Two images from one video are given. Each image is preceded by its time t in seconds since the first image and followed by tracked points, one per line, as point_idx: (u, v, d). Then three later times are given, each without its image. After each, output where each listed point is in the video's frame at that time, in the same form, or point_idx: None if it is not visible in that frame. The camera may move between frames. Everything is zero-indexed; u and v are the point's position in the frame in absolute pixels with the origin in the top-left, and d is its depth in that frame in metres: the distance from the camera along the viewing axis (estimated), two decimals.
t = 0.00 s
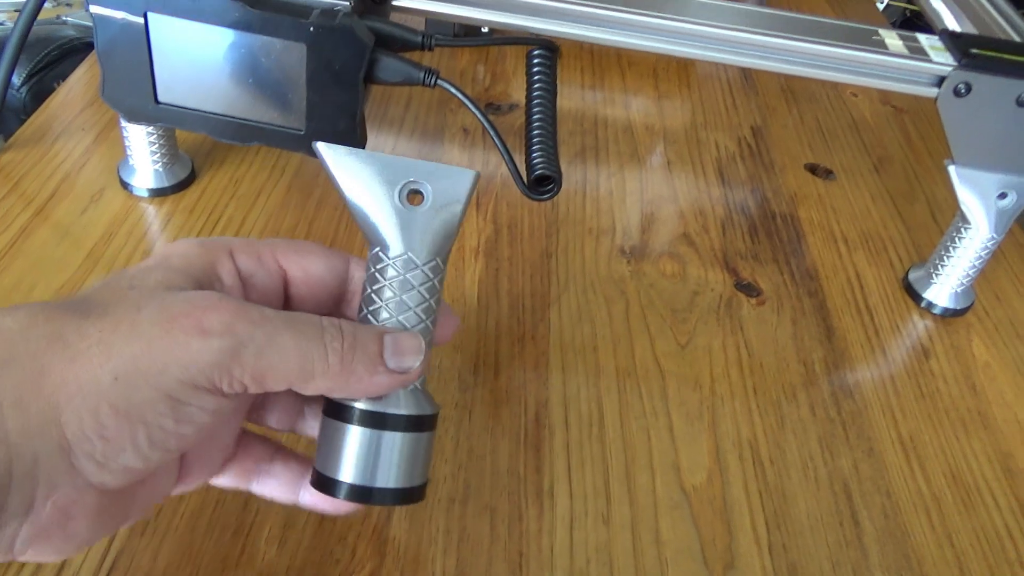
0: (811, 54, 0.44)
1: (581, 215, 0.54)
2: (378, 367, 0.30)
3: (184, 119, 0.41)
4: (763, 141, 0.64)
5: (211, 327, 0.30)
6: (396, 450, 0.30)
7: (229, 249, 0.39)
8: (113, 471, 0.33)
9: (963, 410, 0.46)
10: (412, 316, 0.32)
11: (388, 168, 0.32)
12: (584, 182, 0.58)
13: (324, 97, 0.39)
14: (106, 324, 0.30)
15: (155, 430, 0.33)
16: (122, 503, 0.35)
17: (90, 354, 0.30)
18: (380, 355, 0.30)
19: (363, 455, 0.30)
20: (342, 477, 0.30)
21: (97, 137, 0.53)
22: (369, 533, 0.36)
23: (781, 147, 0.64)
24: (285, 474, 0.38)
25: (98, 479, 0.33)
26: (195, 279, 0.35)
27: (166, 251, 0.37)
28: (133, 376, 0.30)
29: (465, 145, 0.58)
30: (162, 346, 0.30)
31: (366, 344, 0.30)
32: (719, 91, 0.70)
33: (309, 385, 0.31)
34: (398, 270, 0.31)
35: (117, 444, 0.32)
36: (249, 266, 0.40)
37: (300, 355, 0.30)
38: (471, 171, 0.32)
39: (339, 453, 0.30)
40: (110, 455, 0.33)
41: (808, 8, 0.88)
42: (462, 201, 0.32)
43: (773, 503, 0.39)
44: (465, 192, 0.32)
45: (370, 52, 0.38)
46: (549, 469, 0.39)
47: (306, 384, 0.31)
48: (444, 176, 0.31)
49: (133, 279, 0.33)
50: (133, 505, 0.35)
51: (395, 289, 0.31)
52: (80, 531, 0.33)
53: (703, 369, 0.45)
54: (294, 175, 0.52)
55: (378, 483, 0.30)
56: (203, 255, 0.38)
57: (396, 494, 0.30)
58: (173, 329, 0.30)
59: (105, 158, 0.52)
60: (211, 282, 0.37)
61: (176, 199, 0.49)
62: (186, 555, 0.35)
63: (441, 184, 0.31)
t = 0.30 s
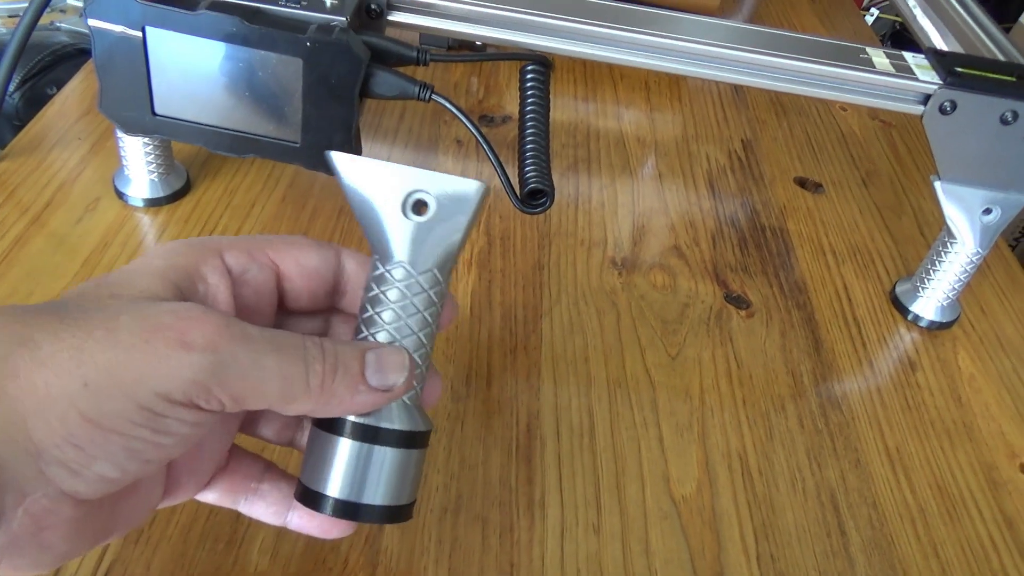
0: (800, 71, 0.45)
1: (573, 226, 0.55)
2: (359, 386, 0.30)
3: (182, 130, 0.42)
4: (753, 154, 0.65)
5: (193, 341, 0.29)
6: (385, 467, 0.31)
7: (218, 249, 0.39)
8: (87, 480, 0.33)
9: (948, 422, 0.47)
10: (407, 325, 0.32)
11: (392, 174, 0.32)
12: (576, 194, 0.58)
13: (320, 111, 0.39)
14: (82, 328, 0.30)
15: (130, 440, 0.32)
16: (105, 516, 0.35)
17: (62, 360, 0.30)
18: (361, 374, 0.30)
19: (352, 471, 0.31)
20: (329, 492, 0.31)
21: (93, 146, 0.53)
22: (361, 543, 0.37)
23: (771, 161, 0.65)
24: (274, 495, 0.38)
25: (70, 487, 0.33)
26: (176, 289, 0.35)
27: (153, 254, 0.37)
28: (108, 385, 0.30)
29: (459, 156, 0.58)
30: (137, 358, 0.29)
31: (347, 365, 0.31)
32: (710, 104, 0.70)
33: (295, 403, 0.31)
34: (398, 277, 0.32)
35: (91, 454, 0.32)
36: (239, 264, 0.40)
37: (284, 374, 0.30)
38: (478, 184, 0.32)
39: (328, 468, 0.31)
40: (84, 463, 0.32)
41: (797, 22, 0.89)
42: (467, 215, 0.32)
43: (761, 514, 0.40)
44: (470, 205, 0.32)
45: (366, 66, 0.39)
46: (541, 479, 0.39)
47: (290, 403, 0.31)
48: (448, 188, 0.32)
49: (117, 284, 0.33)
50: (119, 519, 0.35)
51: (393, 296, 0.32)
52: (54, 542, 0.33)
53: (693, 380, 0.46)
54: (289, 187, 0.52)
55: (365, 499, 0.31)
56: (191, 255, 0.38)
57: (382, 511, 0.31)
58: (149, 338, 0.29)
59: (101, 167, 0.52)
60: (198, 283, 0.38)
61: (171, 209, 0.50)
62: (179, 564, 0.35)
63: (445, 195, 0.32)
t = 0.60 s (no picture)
0: (799, 77, 0.46)
1: (573, 230, 0.55)
2: (345, 330, 0.31)
3: (184, 131, 0.42)
4: (751, 160, 0.65)
5: (173, 307, 0.30)
6: (370, 431, 0.30)
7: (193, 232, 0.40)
8: (70, 457, 0.33)
9: (945, 426, 0.47)
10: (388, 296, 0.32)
11: (367, 163, 0.34)
12: (576, 198, 0.58)
13: (323, 114, 0.40)
14: (58, 301, 0.30)
15: (116, 413, 0.33)
16: (87, 505, 0.35)
17: (39, 332, 0.30)
18: (345, 316, 0.31)
19: (335, 434, 0.30)
20: (310, 459, 0.30)
21: (94, 147, 0.53)
22: (362, 543, 0.36)
23: (769, 167, 0.65)
24: (231, 489, 0.37)
25: (52, 466, 0.33)
26: (151, 264, 0.36)
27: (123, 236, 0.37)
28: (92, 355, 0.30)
29: (459, 160, 0.59)
30: (117, 324, 0.30)
31: (331, 313, 0.31)
32: (708, 110, 0.71)
33: (283, 360, 0.31)
34: (377, 250, 0.32)
35: (74, 429, 0.32)
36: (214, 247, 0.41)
37: (269, 333, 0.31)
38: (450, 172, 0.33)
39: (309, 435, 0.30)
40: (66, 437, 0.32)
41: (794, 30, 0.90)
42: (441, 199, 0.33)
43: (761, 516, 0.40)
44: (443, 189, 0.33)
45: (369, 69, 0.39)
46: (541, 480, 0.40)
47: (279, 362, 0.31)
48: (421, 173, 0.33)
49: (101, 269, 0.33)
50: (99, 508, 0.35)
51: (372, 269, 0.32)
52: (36, 527, 0.33)
53: (692, 383, 0.46)
54: (289, 189, 0.53)
55: (350, 464, 0.30)
56: (166, 239, 0.38)
57: (367, 480, 0.30)
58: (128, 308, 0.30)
59: (101, 169, 0.52)
60: (173, 261, 0.38)
61: (171, 211, 0.50)
62: (180, 563, 0.35)
63: (419, 178, 0.33)
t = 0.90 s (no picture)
0: (800, 77, 0.46)
1: (573, 229, 0.55)
2: (336, 272, 0.31)
3: (188, 124, 0.42)
4: (751, 161, 0.66)
5: (162, 263, 0.30)
6: (362, 406, 0.31)
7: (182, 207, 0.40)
8: (66, 422, 0.33)
9: (943, 425, 0.47)
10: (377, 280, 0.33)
11: (352, 134, 0.33)
12: (576, 197, 0.59)
13: (328, 107, 0.40)
14: (45, 267, 0.30)
15: (112, 372, 0.33)
16: (83, 480, 0.35)
17: (29, 295, 0.30)
18: (334, 260, 0.31)
19: (328, 410, 0.30)
20: (304, 436, 0.30)
21: (97, 142, 0.54)
22: (362, 534, 0.37)
23: (769, 168, 0.65)
24: (232, 463, 0.38)
25: (46, 434, 0.33)
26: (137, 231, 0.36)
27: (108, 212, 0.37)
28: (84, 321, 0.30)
29: (460, 158, 0.59)
30: (107, 287, 0.30)
31: (320, 257, 0.32)
32: (708, 112, 0.71)
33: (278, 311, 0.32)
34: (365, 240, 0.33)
35: (70, 392, 0.32)
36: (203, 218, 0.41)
37: (261, 283, 0.31)
38: (436, 140, 0.33)
39: (302, 413, 0.30)
40: (61, 403, 0.33)
41: (795, 35, 0.90)
42: (428, 168, 0.33)
43: (759, 512, 0.40)
44: (429, 157, 0.33)
45: (374, 64, 0.39)
46: (541, 474, 0.40)
47: (274, 312, 0.32)
48: (407, 142, 0.33)
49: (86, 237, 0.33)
50: (94, 484, 0.36)
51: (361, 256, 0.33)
52: (32, 500, 0.33)
53: (692, 381, 0.46)
54: (292, 184, 0.53)
55: (344, 440, 0.30)
56: (153, 212, 0.38)
57: (362, 454, 0.31)
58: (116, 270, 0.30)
59: (103, 163, 0.52)
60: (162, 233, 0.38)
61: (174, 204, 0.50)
62: (181, 552, 0.35)
63: (405, 148, 0.33)
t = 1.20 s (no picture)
0: (799, 80, 0.46)
1: (572, 230, 0.56)
2: (328, 255, 0.32)
3: (189, 122, 0.42)
4: (751, 165, 0.66)
5: (154, 256, 0.30)
6: (359, 414, 0.31)
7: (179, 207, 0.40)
8: (60, 420, 0.33)
9: (939, 429, 0.47)
10: (374, 286, 0.33)
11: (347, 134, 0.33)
12: (576, 198, 0.59)
13: (329, 106, 0.40)
14: (41, 264, 0.30)
15: (105, 368, 0.33)
16: (79, 482, 0.35)
17: (22, 294, 0.30)
18: (326, 245, 0.32)
19: (324, 419, 0.30)
20: (301, 444, 0.30)
21: (99, 139, 0.54)
22: (359, 531, 0.37)
23: (768, 172, 0.66)
24: (229, 469, 0.38)
25: (41, 434, 0.33)
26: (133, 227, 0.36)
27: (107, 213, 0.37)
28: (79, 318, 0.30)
29: (461, 159, 0.59)
30: (101, 279, 0.30)
31: (313, 243, 0.32)
32: (707, 115, 0.72)
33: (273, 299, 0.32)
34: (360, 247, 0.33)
35: (63, 388, 0.32)
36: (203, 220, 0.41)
37: (253, 272, 0.32)
38: (434, 144, 0.33)
39: (299, 420, 0.31)
40: (55, 401, 0.32)
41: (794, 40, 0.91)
42: (426, 172, 0.33)
43: (755, 513, 0.40)
44: (427, 161, 0.33)
45: (375, 63, 0.39)
46: (538, 472, 0.40)
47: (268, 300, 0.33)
48: (404, 146, 0.33)
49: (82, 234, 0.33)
50: (90, 487, 0.35)
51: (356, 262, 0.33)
52: (29, 501, 0.33)
53: (689, 382, 0.46)
54: (292, 183, 0.53)
55: (341, 448, 0.30)
56: (152, 214, 0.39)
57: (359, 462, 0.31)
58: (108, 262, 0.30)
59: (105, 161, 0.52)
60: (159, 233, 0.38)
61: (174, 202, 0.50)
62: (178, 547, 0.35)
63: (402, 152, 0.33)
